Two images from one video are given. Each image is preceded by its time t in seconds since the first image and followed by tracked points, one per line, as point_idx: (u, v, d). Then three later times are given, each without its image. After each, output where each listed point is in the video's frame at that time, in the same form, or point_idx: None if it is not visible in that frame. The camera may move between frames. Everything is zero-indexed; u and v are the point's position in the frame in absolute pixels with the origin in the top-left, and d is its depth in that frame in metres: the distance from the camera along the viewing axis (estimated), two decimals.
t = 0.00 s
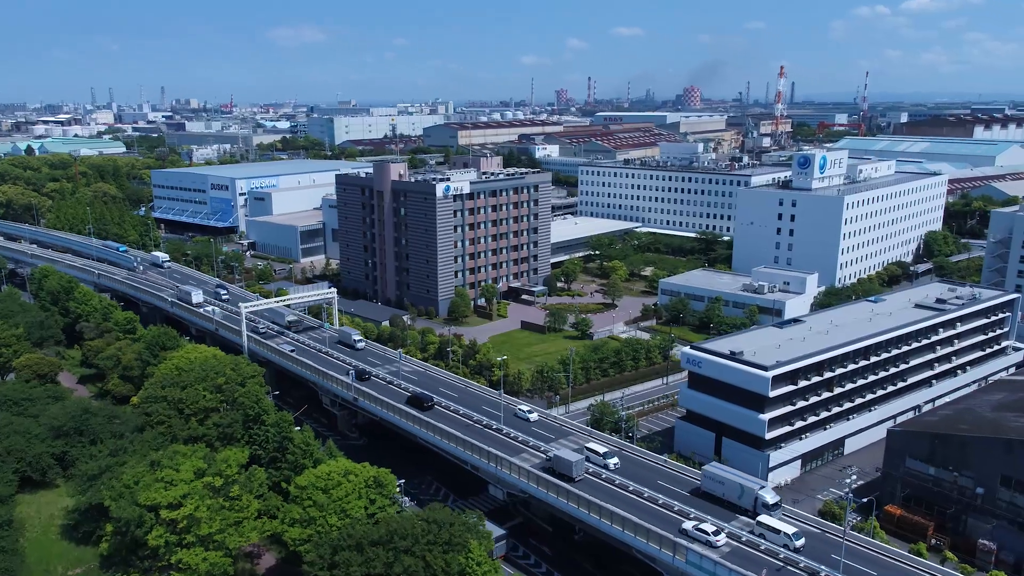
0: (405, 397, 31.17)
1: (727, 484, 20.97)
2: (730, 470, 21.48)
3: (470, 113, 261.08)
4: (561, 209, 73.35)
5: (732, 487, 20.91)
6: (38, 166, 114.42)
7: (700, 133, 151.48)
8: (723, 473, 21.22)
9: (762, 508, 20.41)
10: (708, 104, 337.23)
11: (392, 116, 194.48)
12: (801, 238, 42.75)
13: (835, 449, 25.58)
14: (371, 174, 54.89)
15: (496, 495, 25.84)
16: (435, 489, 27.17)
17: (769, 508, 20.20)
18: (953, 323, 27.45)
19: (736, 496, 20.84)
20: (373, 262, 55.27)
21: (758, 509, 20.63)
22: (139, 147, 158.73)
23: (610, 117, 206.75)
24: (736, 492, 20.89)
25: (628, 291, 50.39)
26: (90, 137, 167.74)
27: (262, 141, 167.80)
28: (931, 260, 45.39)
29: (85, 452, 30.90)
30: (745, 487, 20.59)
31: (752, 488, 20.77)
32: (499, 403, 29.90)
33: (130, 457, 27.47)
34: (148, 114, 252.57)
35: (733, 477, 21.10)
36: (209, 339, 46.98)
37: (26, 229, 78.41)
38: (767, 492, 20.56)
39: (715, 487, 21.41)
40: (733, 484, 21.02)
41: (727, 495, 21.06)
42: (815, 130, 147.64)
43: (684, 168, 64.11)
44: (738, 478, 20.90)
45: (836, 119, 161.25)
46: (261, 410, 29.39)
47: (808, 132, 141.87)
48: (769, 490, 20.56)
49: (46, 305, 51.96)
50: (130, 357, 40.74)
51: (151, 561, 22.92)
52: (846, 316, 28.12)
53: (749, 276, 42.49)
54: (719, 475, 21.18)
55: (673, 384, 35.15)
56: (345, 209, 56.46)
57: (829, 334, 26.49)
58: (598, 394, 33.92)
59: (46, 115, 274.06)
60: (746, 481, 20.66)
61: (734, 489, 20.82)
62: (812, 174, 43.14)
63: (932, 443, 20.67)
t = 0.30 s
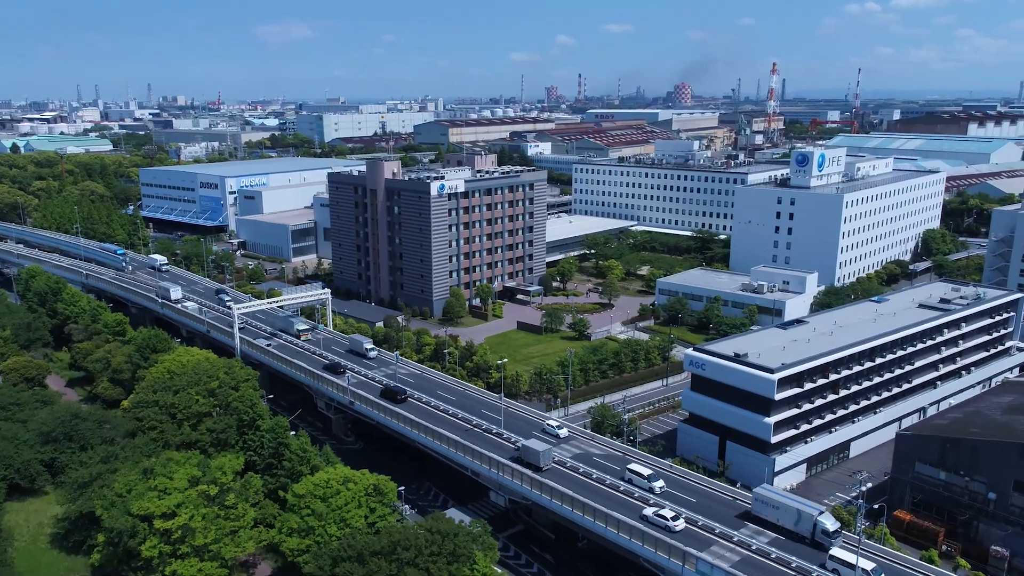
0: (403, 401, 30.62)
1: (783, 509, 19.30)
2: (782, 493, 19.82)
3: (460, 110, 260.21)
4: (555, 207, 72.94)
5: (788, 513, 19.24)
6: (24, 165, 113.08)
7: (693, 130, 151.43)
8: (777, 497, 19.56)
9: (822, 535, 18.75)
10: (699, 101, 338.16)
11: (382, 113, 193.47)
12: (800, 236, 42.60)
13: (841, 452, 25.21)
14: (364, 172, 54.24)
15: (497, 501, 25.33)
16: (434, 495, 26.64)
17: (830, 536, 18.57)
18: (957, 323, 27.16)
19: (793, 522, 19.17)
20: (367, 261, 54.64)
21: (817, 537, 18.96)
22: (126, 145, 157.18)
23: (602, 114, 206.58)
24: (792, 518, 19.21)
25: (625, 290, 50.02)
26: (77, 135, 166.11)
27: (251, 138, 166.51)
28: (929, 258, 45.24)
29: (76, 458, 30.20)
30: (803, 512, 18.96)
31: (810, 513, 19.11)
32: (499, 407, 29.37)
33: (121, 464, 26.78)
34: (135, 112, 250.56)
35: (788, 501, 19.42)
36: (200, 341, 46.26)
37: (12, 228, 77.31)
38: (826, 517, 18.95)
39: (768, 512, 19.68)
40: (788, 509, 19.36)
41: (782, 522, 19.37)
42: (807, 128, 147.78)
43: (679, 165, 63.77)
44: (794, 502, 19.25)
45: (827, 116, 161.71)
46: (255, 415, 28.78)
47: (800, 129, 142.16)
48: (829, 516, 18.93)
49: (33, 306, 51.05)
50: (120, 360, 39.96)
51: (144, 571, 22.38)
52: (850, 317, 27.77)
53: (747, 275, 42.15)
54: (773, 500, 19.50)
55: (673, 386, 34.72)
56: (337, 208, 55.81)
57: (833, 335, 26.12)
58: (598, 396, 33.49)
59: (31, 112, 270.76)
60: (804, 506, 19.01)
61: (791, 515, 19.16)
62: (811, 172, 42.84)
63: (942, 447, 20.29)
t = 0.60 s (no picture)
0: (401, 404, 30.09)
1: (849, 537, 17.84)
2: (847, 520, 18.36)
3: (450, 107, 259.92)
4: (550, 204, 72.51)
5: (854, 541, 17.81)
6: (9, 163, 111.68)
7: (685, 127, 151.43)
8: (841, 523, 18.11)
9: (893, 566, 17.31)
10: (690, 98, 338.74)
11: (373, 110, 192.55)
12: (799, 234, 42.32)
13: (847, 456, 24.79)
14: (358, 170, 53.63)
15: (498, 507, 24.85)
16: (434, 501, 26.14)
17: (902, 567, 17.14)
18: (963, 324, 26.87)
19: (860, 551, 17.72)
20: (360, 261, 54.01)
21: (887, 568, 17.51)
22: (113, 143, 155.80)
23: (593, 111, 206.36)
24: (858, 547, 17.79)
25: (622, 289, 49.64)
26: (63, 132, 164.39)
27: (240, 136, 165.24)
28: (928, 257, 45.07)
29: (66, 465, 29.47)
30: (871, 540, 17.56)
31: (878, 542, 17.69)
32: (499, 410, 28.84)
33: (114, 471, 26.12)
34: (122, 109, 248.42)
35: (854, 529, 17.98)
36: (192, 343, 45.53)
37: None
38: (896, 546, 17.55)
39: (832, 540, 18.21)
40: (853, 537, 17.90)
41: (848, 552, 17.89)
42: (799, 125, 147.94)
43: (675, 163, 63.45)
44: (861, 530, 17.84)
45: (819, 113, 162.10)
46: (251, 420, 28.16)
47: (793, 127, 142.48)
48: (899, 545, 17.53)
49: (20, 307, 50.11)
50: (110, 363, 39.21)
51: None
52: (854, 318, 27.41)
53: (746, 274, 41.81)
54: (837, 526, 18.05)
55: (674, 388, 34.27)
56: (330, 207, 55.14)
57: (838, 336, 25.73)
58: (598, 398, 33.04)
59: (16, 110, 268.24)
60: (872, 533, 17.61)
61: (857, 544, 17.72)
62: (810, 170, 42.64)
63: (954, 451, 19.96)
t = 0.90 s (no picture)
0: (399, 409, 29.55)
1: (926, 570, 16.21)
2: (923, 551, 16.78)
3: (440, 105, 258.87)
4: (545, 203, 72.01)
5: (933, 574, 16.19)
6: None
7: (678, 124, 151.27)
8: (917, 554, 16.54)
9: None
10: (681, 95, 338.68)
11: (364, 108, 191.43)
12: (799, 233, 42.01)
13: (855, 460, 24.31)
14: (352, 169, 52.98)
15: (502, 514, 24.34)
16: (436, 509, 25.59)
17: None
18: (971, 324, 26.48)
19: None
20: (355, 261, 53.36)
21: None
22: (101, 141, 154.24)
23: (585, 108, 205.91)
24: None
25: (620, 289, 49.24)
26: (49, 130, 162.54)
27: (229, 134, 163.87)
28: (929, 256, 44.83)
29: (57, 473, 28.75)
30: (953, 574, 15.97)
31: None
32: (501, 415, 28.28)
33: (107, 480, 25.42)
34: (108, 107, 246.00)
35: (933, 561, 16.37)
36: (184, 345, 44.81)
37: None
38: None
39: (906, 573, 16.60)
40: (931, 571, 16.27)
41: None
42: (792, 122, 147.97)
43: (672, 161, 63.07)
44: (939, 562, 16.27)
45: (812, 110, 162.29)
46: (247, 426, 27.54)
47: (786, 124, 142.60)
48: None
49: (8, 309, 49.15)
50: (101, 366, 38.52)
51: None
52: (861, 318, 26.95)
53: (746, 274, 41.44)
54: (913, 558, 16.49)
55: (676, 391, 33.82)
56: (324, 206, 54.48)
57: (846, 338, 25.25)
58: (599, 401, 32.57)
59: None
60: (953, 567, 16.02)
61: None
62: (810, 168, 42.42)
63: (968, 456, 19.55)
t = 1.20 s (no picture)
0: (399, 414, 29.02)
1: None
2: None
3: (430, 102, 258.01)
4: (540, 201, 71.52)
5: None
6: None
7: (671, 121, 151.13)
8: None
9: None
10: (672, 92, 339.16)
11: (354, 105, 190.27)
12: (799, 232, 41.69)
13: (864, 466, 23.82)
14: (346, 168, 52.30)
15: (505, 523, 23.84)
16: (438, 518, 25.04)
17: None
18: (979, 326, 26.09)
19: None
20: (349, 262, 52.71)
21: None
22: (87, 138, 152.41)
23: (577, 106, 205.53)
24: None
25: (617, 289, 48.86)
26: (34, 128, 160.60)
27: (217, 131, 162.38)
28: (928, 255, 44.62)
29: (47, 482, 28.06)
30: None
31: None
32: (504, 421, 27.77)
33: (100, 489, 24.74)
34: (94, 104, 243.71)
35: None
36: (176, 349, 44.02)
37: None
38: None
39: None
40: None
41: None
42: (784, 120, 147.94)
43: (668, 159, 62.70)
44: None
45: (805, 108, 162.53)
46: (244, 434, 26.92)
47: (779, 122, 142.72)
48: None
49: None
50: (92, 370, 37.80)
51: None
52: (868, 320, 26.49)
53: (747, 275, 41.09)
54: None
55: (678, 393, 33.40)
56: (317, 206, 53.79)
57: (854, 340, 24.76)
58: (601, 405, 32.10)
59: None
60: None
61: None
62: (810, 166, 42.14)
63: (983, 461, 19.14)
